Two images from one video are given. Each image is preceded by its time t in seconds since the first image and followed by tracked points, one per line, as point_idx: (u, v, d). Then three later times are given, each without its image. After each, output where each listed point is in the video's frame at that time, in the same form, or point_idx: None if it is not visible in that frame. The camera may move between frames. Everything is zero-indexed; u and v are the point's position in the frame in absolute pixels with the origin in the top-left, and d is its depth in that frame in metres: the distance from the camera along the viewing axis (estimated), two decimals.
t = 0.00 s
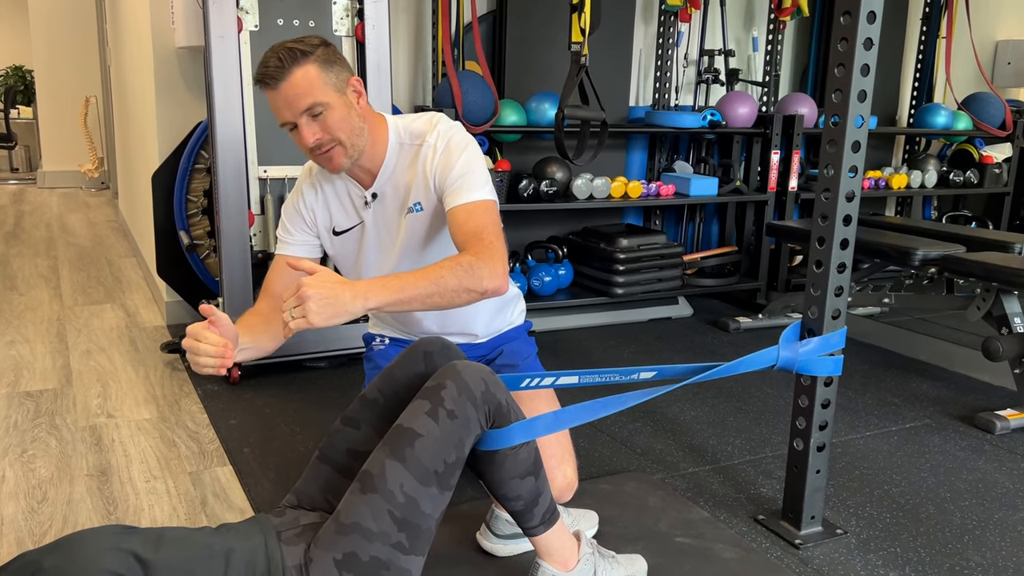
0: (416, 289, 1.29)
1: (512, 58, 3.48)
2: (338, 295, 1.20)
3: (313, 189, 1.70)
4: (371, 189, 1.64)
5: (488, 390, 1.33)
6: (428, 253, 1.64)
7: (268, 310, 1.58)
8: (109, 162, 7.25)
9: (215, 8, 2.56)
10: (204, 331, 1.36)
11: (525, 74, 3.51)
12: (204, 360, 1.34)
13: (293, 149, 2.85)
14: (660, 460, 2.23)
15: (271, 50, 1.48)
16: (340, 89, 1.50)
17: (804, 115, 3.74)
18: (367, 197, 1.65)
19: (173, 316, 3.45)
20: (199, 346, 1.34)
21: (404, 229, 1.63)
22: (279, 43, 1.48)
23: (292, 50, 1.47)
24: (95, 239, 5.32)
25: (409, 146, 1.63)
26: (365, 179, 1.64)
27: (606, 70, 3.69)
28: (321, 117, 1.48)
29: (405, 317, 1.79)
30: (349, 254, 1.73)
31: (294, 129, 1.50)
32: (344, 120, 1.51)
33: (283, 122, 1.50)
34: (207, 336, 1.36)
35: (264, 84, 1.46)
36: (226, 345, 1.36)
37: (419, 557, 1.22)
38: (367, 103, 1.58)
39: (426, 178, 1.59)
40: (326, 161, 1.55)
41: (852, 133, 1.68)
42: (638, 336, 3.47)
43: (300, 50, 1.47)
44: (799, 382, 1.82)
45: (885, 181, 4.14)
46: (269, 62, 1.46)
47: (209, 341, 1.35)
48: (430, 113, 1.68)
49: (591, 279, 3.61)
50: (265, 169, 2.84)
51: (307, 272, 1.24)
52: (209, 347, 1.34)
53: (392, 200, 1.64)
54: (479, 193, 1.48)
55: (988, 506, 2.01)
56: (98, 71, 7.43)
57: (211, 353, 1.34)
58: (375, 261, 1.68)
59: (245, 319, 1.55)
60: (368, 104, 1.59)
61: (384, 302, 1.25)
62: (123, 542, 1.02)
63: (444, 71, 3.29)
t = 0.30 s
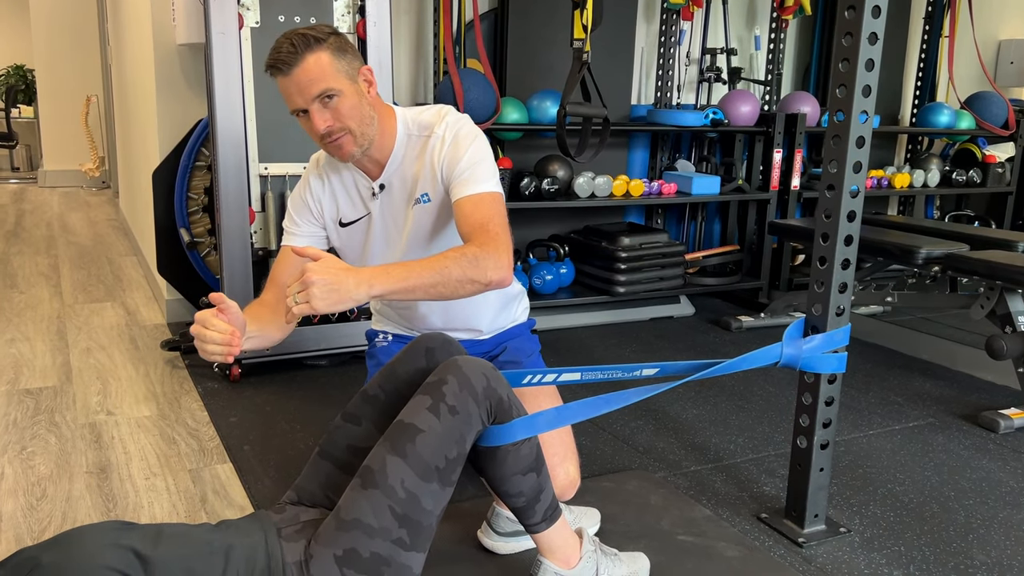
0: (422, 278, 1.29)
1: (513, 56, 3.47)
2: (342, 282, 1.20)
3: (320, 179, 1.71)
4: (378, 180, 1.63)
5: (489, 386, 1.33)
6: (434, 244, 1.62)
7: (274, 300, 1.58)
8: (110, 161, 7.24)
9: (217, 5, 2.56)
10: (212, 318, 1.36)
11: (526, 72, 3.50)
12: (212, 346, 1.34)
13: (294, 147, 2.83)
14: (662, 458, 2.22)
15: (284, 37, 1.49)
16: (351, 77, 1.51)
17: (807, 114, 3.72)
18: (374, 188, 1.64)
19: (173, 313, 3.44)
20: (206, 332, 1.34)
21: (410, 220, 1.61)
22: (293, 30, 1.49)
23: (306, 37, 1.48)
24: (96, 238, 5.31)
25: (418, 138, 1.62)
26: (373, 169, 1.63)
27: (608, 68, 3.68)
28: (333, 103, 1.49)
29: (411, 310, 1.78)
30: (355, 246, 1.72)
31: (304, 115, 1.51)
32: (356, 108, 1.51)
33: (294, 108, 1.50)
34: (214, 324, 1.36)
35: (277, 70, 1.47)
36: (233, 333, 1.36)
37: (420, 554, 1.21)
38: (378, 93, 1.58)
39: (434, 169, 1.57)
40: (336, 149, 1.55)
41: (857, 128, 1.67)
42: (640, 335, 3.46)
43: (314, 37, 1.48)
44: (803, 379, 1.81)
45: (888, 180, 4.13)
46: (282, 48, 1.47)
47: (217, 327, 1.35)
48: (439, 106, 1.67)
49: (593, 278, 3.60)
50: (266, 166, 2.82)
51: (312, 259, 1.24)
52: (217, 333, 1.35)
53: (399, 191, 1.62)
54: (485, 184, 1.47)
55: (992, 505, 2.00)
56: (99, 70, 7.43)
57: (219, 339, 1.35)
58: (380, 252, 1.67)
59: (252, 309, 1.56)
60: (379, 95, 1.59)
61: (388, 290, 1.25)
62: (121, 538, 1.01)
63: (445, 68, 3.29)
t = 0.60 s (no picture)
0: (450, 273, 1.33)
1: (515, 56, 3.46)
2: (375, 271, 1.25)
3: (332, 171, 1.68)
4: (392, 172, 1.61)
5: (492, 385, 1.31)
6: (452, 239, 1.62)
7: (288, 292, 1.59)
8: (111, 162, 7.23)
9: (218, 3, 2.55)
10: (227, 308, 1.36)
11: (528, 72, 3.49)
12: (227, 334, 1.34)
13: (294, 146, 2.82)
14: (666, 459, 2.20)
15: (303, 23, 1.47)
16: (369, 66, 1.50)
17: (810, 114, 3.71)
18: (388, 180, 1.62)
19: (174, 313, 3.43)
20: (220, 320, 1.34)
21: (424, 214, 1.60)
22: (312, 16, 1.47)
23: (326, 23, 1.46)
24: (96, 238, 5.30)
25: (433, 131, 1.61)
26: (386, 161, 1.61)
27: (610, 68, 3.67)
28: (352, 90, 1.47)
29: (416, 308, 1.77)
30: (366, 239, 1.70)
31: (321, 101, 1.48)
32: (373, 97, 1.49)
33: (311, 94, 1.48)
34: (230, 314, 1.35)
35: (295, 55, 1.45)
36: (249, 323, 1.35)
37: (422, 554, 1.20)
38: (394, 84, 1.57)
39: (454, 164, 1.57)
40: (351, 138, 1.52)
41: (863, 126, 1.65)
42: (642, 336, 3.44)
43: (334, 24, 1.47)
44: (808, 379, 1.79)
45: (891, 180, 4.11)
46: (301, 33, 1.45)
47: (232, 316, 1.35)
48: (452, 100, 1.66)
49: (595, 278, 3.59)
50: (267, 165, 2.80)
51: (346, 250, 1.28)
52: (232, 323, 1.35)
53: (412, 184, 1.61)
54: (509, 183, 1.50)
55: (998, 506, 1.98)
56: (100, 71, 7.43)
57: (234, 328, 1.34)
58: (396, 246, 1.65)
59: (264, 300, 1.56)
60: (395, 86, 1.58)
61: (418, 283, 1.30)
62: (120, 538, 1.00)
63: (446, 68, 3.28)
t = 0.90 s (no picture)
0: (527, 301, 1.50)
1: (516, 56, 3.46)
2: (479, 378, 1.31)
3: (352, 158, 1.68)
4: (413, 159, 1.62)
5: (494, 382, 1.31)
6: (476, 230, 1.63)
7: (321, 282, 1.65)
8: (111, 164, 7.23)
9: (218, 3, 2.55)
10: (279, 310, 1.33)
11: (528, 72, 3.49)
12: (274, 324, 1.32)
13: (295, 146, 2.82)
14: (666, 459, 2.20)
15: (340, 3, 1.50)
16: (402, 49, 1.52)
17: (810, 115, 3.71)
18: (408, 167, 1.62)
19: (174, 314, 3.42)
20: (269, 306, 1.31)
21: (445, 202, 1.60)
22: None
23: (365, 5, 1.50)
24: (96, 239, 5.30)
25: (456, 122, 1.62)
26: (406, 147, 1.61)
27: (610, 69, 3.67)
28: (384, 69, 1.49)
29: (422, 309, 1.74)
30: (382, 227, 1.68)
31: (352, 80, 1.50)
32: (404, 80, 1.52)
33: (344, 71, 1.50)
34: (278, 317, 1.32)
35: (330, 31, 1.48)
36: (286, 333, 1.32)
37: (423, 551, 1.20)
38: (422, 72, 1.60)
39: (482, 153, 1.58)
40: (376, 119, 1.53)
41: (863, 124, 1.65)
42: (642, 336, 3.44)
43: (373, 6, 1.50)
44: (809, 377, 1.79)
45: (891, 181, 4.11)
46: (338, 12, 1.48)
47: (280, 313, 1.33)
48: (473, 95, 1.67)
49: (595, 278, 3.59)
50: (267, 164, 2.80)
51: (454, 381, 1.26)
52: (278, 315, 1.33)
53: (432, 172, 1.61)
54: (547, 181, 1.56)
55: (999, 505, 1.98)
56: (100, 73, 7.43)
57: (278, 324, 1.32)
58: (416, 233, 1.64)
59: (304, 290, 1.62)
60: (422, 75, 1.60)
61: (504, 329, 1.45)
62: (120, 535, 1.00)
63: (446, 68, 3.27)
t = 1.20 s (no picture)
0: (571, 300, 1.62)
1: (515, 55, 3.46)
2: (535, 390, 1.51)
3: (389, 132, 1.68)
4: (451, 138, 1.62)
5: (493, 375, 1.31)
6: (507, 214, 1.64)
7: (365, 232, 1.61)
8: (110, 165, 7.23)
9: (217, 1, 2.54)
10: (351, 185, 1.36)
11: (528, 71, 3.49)
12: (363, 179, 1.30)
13: (294, 144, 2.81)
14: (666, 456, 2.19)
15: None
16: (458, 26, 1.56)
17: (809, 115, 3.71)
18: (445, 145, 1.62)
19: (173, 313, 3.42)
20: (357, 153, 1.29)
21: (480, 184, 1.61)
22: None
23: None
24: (95, 240, 5.29)
25: (496, 107, 1.64)
26: (447, 124, 1.61)
27: (610, 68, 3.68)
28: (442, 41, 1.52)
29: (432, 297, 1.70)
30: (409, 205, 1.66)
31: (410, 48, 1.52)
32: (457, 55, 1.55)
33: (402, 38, 1.52)
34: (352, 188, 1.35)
35: None
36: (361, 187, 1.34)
37: (423, 545, 1.19)
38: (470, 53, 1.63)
39: (522, 138, 1.61)
40: (428, 89, 1.54)
41: (863, 118, 1.64)
42: (642, 335, 3.44)
43: None
44: (809, 373, 1.79)
45: (891, 181, 4.11)
46: None
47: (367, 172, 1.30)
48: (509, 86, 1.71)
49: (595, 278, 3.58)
50: (267, 163, 2.79)
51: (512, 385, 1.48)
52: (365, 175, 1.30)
53: (469, 153, 1.62)
54: (581, 177, 1.65)
55: (1000, 502, 1.98)
56: (99, 75, 7.43)
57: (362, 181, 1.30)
58: (445, 212, 1.63)
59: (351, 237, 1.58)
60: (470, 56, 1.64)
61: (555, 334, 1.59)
62: (119, 528, 0.99)
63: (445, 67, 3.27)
